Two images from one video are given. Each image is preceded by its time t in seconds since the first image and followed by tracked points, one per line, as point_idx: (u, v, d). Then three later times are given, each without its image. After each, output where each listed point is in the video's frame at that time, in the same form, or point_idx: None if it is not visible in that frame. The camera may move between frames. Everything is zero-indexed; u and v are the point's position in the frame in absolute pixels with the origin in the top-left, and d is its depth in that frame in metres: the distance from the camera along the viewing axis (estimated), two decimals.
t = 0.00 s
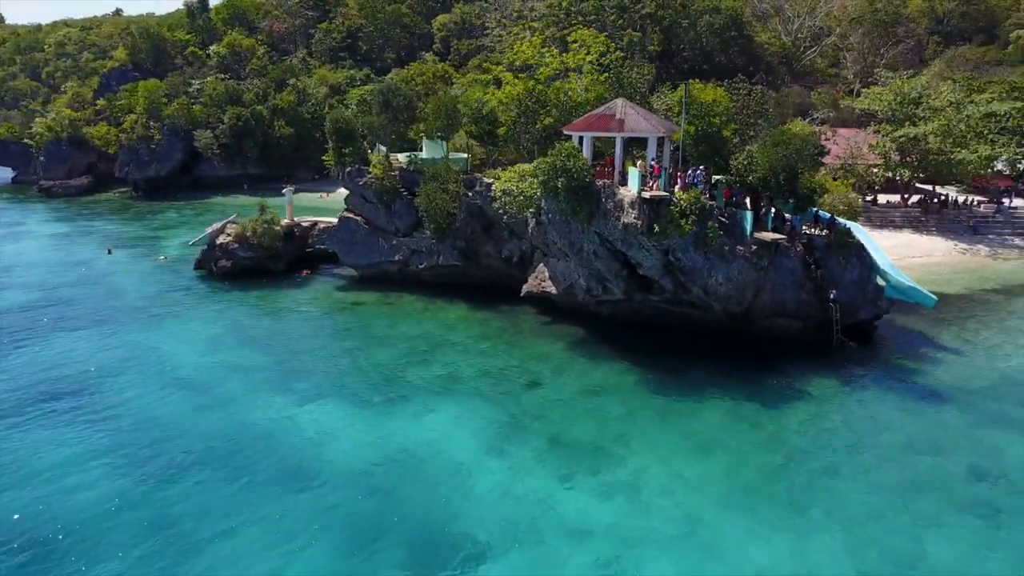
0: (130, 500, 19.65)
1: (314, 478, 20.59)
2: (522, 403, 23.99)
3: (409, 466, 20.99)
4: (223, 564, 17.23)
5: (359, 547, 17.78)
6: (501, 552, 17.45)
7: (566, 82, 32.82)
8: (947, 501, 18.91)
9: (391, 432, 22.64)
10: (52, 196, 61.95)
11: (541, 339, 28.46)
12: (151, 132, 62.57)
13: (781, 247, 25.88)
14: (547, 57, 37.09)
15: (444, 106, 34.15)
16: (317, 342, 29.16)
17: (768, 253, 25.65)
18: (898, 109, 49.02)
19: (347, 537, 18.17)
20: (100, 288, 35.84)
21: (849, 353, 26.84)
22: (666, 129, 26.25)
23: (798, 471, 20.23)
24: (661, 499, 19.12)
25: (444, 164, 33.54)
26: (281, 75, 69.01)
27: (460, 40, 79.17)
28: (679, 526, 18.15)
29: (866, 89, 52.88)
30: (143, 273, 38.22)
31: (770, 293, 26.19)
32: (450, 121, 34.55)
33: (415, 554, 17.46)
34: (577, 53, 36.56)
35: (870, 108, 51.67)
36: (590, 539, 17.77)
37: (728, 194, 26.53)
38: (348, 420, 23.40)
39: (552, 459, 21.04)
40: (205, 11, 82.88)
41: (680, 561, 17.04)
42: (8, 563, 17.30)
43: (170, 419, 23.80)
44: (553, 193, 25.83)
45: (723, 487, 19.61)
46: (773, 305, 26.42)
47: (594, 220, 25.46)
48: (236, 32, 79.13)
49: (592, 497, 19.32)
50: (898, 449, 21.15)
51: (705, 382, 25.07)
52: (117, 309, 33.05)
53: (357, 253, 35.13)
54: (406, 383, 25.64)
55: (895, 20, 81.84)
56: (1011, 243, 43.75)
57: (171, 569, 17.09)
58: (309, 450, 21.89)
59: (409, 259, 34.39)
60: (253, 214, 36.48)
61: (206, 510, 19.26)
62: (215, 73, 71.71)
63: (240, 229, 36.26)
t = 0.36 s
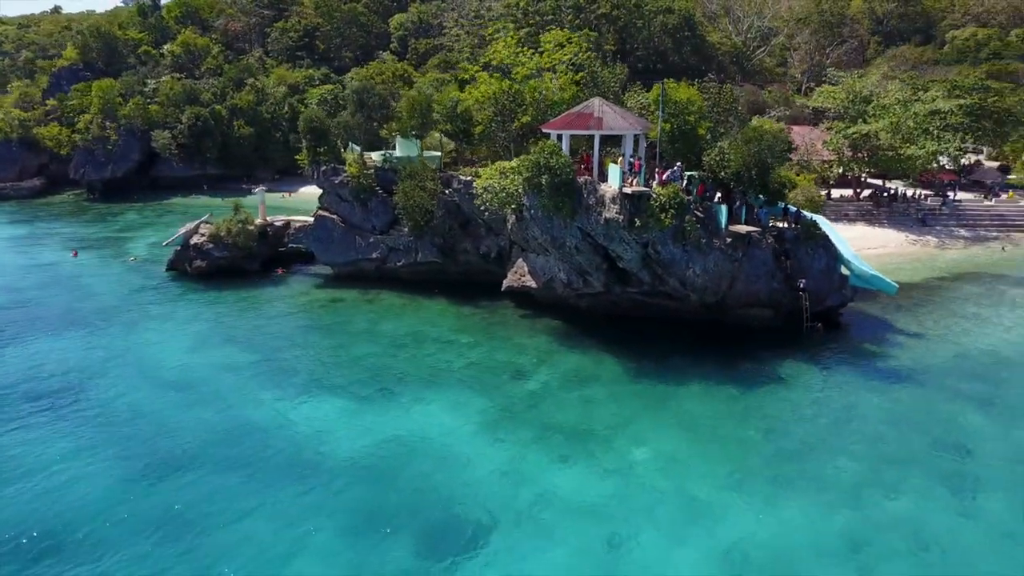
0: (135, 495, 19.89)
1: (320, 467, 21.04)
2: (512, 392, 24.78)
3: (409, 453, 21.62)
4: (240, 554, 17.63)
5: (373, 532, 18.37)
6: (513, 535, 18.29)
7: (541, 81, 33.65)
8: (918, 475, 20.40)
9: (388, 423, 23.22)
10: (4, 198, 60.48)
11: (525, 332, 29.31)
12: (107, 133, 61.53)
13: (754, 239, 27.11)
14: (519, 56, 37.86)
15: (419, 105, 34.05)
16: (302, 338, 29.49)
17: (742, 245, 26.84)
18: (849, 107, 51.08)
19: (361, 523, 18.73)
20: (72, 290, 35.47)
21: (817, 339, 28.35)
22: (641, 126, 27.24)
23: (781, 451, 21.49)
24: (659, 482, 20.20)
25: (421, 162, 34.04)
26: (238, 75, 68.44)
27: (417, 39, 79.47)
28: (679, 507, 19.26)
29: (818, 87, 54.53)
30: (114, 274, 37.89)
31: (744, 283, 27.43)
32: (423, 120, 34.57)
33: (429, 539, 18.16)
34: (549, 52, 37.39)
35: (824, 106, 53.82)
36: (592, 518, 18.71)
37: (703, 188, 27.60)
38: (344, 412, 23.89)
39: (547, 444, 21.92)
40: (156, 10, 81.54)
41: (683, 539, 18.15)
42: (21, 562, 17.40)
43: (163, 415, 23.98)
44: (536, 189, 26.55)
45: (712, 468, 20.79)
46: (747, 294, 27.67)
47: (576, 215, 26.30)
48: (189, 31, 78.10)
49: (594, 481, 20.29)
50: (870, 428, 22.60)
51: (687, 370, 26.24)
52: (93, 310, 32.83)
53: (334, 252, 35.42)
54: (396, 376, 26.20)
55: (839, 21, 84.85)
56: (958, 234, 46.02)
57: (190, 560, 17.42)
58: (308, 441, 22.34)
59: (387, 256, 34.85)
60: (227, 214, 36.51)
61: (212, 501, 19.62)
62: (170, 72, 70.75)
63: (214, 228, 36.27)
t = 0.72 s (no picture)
0: (130, 491, 20.06)
1: (314, 461, 21.38)
2: (499, 384, 25.45)
3: (402, 444, 22.17)
4: (243, 548, 17.91)
5: (373, 523, 18.82)
6: (509, 520, 18.93)
7: (515, 79, 34.30)
8: (887, 451, 21.61)
9: (379, 416, 23.70)
10: None
11: (504, 326, 29.97)
12: (63, 132, 60.30)
13: (726, 231, 28.09)
14: (492, 55, 38.45)
15: (392, 102, 34.54)
16: (284, 335, 29.69)
17: (715, 237, 27.78)
18: (806, 103, 52.71)
19: (361, 514, 19.19)
20: (40, 291, 34.99)
21: (786, 327, 29.48)
22: (614, 123, 28.13)
23: (757, 433, 22.56)
24: (645, 466, 21.03)
25: (396, 160, 34.43)
26: (197, 74, 67.61)
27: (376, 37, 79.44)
28: (666, 488, 20.11)
29: (777, 83, 56.44)
30: (82, 275, 37.43)
31: (716, 274, 28.43)
32: (396, 118, 35.04)
33: (429, 527, 18.70)
34: (520, 52, 38.06)
35: (783, 102, 55.44)
36: (586, 503, 19.55)
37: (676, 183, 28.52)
38: (334, 406, 24.27)
39: (537, 433, 22.64)
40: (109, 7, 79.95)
41: (672, 517, 18.99)
42: (22, 562, 17.44)
43: (149, 413, 24.06)
44: (516, 184, 27.20)
45: (695, 451, 21.73)
46: (719, 284, 28.69)
47: (556, 210, 26.99)
48: (144, 28, 76.77)
49: (584, 467, 21.04)
50: (841, 409, 23.79)
51: (663, 359, 27.15)
52: (65, 311, 32.49)
53: (308, 250, 35.51)
54: (382, 370, 26.65)
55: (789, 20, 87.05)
56: (910, 225, 47.88)
57: (193, 555, 17.67)
58: (300, 434, 22.72)
59: (362, 254, 35.12)
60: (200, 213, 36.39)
61: (210, 495, 19.88)
62: (125, 71, 69.54)
63: (187, 228, 36.14)
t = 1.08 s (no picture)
0: (113, 490, 20.02)
1: (298, 456, 21.57)
2: (475, 377, 25.95)
3: (386, 438, 22.51)
4: (234, 543, 18.08)
5: (362, 515, 19.15)
6: (497, 507, 19.48)
7: (480, 78, 34.86)
8: (851, 431, 22.71)
9: (359, 411, 23.98)
10: None
11: (476, 321, 30.47)
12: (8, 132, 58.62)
13: (691, 225, 28.94)
14: (455, 54, 38.96)
15: (356, 101, 35.11)
16: (256, 334, 29.66)
17: (680, 230, 28.64)
18: (757, 100, 54.22)
19: (350, 506, 19.50)
20: None
21: (748, 317, 30.55)
22: (581, 120, 28.80)
23: (729, 417, 23.46)
24: (624, 450, 21.77)
25: (362, 158, 34.59)
26: (146, 72, 66.37)
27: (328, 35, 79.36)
28: (645, 471, 20.87)
29: (728, 81, 58.15)
30: (40, 277, 36.67)
31: (682, 266, 29.28)
32: (362, 116, 35.23)
33: (419, 516, 19.12)
34: (484, 51, 38.66)
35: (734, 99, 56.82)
36: (570, 488, 20.18)
37: (641, 179, 29.35)
38: (314, 403, 24.47)
39: (517, 423, 23.22)
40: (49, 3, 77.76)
41: (652, 498, 19.74)
42: (10, 564, 17.29)
43: (125, 413, 23.92)
44: (487, 181, 27.69)
45: (671, 436, 22.51)
46: (685, 276, 29.56)
47: (527, 206, 27.54)
48: (88, 25, 74.93)
49: (565, 453, 21.70)
50: (805, 393, 24.87)
51: (634, 349, 27.95)
52: (26, 313, 31.87)
53: (274, 249, 35.37)
54: (359, 366, 26.90)
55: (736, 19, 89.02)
56: (857, 217, 49.67)
57: (183, 551, 17.77)
58: (282, 431, 22.89)
59: (329, 252, 35.13)
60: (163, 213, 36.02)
61: (196, 493, 19.97)
62: (70, 69, 67.85)
63: (150, 228, 35.72)
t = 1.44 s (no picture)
0: (95, 491, 19.94)
1: (281, 454, 21.65)
2: (452, 372, 26.27)
3: (367, 433, 22.73)
4: (223, 541, 18.15)
5: (350, 509, 19.35)
6: (482, 497, 19.84)
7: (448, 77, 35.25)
8: (817, 415, 23.61)
9: (339, 407, 24.13)
10: None
11: (449, 317, 30.77)
12: None
13: (659, 220, 29.62)
14: (422, 53, 39.29)
15: (324, 99, 35.25)
16: (229, 334, 29.55)
17: (649, 225, 29.32)
18: (715, 98, 55.36)
19: (335, 500, 19.71)
20: None
21: (714, 308, 31.38)
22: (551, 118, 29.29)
23: (701, 404, 24.18)
24: (603, 439, 22.30)
25: (331, 156, 34.62)
26: (99, 71, 65.03)
27: (285, 33, 78.97)
28: (625, 458, 21.41)
29: (686, 79, 59.14)
30: None
31: (650, 260, 29.98)
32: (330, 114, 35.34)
33: (406, 508, 19.38)
34: (450, 51, 39.07)
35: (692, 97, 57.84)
36: (551, 476, 20.66)
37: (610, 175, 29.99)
38: (293, 400, 24.57)
39: (496, 416, 23.61)
40: None
41: (633, 484, 20.29)
42: None
43: (101, 414, 23.73)
44: (460, 178, 27.98)
45: (646, 423, 23.12)
46: (653, 270, 30.26)
47: (499, 203, 27.92)
48: (35, 22, 73.03)
49: (546, 443, 22.15)
50: (772, 380, 25.72)
51: (606, 341, 28.53)
52: None
53: (243, 248, 35.16)
54: (335, 363, 27.02)
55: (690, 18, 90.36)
56: (813, 212, 51.05)
57: (171, 549, 17.80)
58: (263, 429, 22.95)
59: (298, 251, 35.07)
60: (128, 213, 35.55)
61: (179, 491, 20.00)
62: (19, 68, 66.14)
63: (114, 228, 35.21)
